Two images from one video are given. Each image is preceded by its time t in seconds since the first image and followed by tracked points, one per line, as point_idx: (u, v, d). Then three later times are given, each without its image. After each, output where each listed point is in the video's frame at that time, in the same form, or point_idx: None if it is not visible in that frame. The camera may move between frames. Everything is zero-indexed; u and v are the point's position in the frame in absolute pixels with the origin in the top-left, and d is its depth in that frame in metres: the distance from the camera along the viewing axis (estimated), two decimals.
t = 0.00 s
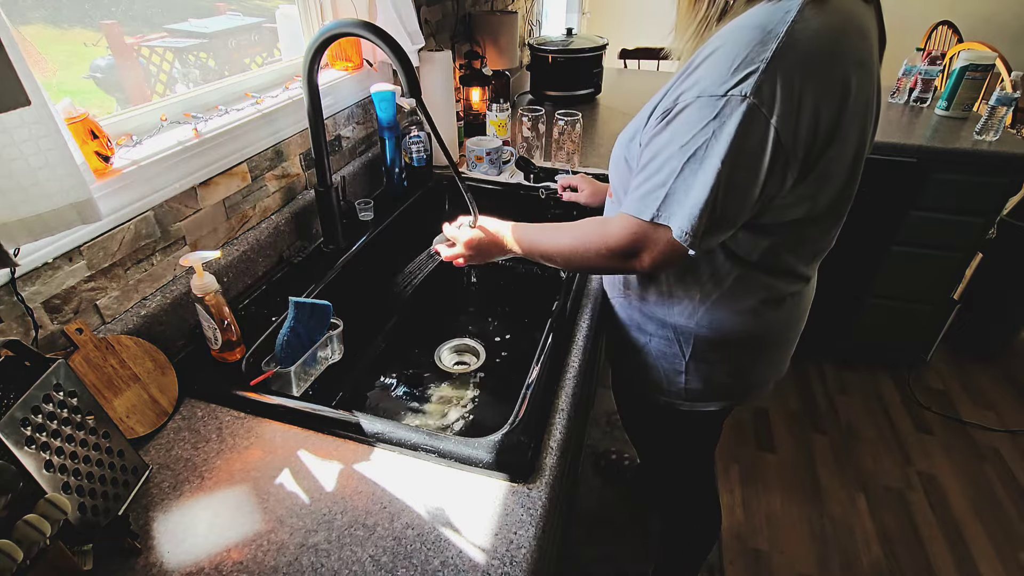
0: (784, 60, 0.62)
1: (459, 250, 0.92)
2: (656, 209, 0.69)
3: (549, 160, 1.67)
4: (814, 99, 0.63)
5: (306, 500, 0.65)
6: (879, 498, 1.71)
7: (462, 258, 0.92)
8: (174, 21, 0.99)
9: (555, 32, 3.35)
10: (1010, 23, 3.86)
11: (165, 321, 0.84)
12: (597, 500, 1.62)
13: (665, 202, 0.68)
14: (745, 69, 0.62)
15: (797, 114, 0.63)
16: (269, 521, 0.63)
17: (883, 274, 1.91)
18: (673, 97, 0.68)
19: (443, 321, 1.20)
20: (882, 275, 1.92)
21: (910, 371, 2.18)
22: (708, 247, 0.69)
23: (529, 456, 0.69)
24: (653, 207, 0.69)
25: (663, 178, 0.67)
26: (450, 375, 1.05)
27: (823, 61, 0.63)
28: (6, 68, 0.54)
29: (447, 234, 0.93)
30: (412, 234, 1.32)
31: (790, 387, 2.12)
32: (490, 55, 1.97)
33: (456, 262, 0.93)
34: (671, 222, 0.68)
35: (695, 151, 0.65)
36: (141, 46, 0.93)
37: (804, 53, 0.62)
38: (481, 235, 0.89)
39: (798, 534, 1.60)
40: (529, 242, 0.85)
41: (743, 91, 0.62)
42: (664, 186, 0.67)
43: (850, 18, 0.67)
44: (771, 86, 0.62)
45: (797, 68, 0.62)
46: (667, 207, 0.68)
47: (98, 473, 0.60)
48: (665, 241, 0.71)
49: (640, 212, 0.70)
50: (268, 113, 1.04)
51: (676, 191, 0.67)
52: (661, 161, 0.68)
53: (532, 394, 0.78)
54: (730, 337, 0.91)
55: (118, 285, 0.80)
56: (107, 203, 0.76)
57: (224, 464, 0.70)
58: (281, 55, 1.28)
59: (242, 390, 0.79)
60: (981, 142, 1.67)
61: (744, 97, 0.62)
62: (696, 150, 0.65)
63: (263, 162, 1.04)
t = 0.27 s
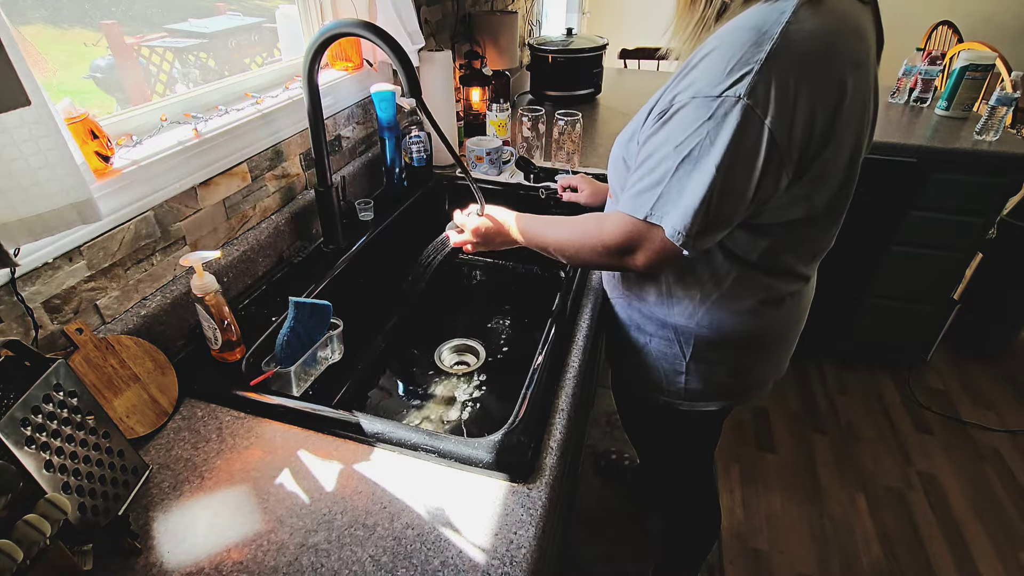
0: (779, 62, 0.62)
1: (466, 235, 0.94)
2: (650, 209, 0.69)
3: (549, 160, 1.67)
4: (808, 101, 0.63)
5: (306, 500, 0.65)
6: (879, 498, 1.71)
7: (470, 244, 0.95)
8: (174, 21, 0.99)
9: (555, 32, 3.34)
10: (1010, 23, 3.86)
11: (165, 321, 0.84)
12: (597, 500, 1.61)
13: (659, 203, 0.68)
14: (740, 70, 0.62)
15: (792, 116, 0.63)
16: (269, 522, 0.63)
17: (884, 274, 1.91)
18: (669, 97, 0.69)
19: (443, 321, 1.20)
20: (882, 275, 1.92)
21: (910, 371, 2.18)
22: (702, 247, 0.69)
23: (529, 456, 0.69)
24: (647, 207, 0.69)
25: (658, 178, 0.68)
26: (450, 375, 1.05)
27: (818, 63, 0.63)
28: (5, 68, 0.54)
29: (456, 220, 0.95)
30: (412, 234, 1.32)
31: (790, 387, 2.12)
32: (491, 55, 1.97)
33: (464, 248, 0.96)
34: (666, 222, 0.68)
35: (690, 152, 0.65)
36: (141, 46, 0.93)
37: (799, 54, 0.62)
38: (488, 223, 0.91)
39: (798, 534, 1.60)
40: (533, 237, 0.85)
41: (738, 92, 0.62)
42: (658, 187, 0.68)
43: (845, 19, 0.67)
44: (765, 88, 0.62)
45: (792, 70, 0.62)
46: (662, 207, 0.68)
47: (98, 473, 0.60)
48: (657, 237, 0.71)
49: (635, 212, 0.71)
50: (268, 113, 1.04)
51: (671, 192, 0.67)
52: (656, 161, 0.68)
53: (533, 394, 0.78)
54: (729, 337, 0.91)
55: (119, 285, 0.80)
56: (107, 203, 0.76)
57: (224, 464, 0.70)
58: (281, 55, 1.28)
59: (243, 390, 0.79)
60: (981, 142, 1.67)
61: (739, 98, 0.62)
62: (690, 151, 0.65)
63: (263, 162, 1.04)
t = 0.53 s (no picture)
0: (770, 62, 0.62)
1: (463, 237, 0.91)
2: (643, 208, 0.69)
3: (549, 160, 1.67)
4: (800, 100, 0.63)
5: (306, 500, 0.65)
6: (879, 498, 1.71)
7: (465, 246, 0.91)
8: (174, 21, 0.99)
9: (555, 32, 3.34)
10: (1010, 23, 3.86)
11: (165, 321, 0.84)
12: (597, 500, 1.61)
13: (652, 202, 0.68)
14: (731, 70, 0.62)
15: (784, 115, 0.63)
16: (269, 522, 0.63)
17: (884, 274, 1.91)
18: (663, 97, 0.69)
19: (443, 321, 1.20)
20: (882, 275, 1.92)
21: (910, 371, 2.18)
22: (695, 247, 0.69)
23: (529, 456, 0.69)
24: (640, 206, 0.69)
25: (651, 177, 0.68)
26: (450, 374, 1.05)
27: (810, 63, 0.63)
28: (6, 68, 0.54)
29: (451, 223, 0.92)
30: (412, 234, 1.32)
31: (790, 387, 2.12)
32: (491, 55, 1.97)
33: (460, 251, 0.92)
34: (658, 221, 0.68)
35: (682, 151, 0.65)
36: (141, 46, 0.93)
37: (791, 54, 0.62)
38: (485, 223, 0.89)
39: (798, 534, 1.60)
40: (534, 234, 0.85)
41: (730, 92, 0.62)
42: (651, 186, 0.68)
43: (838, 19, 0.67)
44: (757, 87, 0.62)
45: (784, 70, 0.62)
46: (654, 206, 0.68)
47: (98, 473, 0.60)
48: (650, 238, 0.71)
49: (628, 211, 0.71)
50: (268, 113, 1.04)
51: (664, 191, 0.67)
52: (650, 161, 0.68)
53: (532, 394, 0.78)
54: (726, 337, 0.91)
55: (118, 285, 0.80)
56: (107, 203, 0.76)
57: (224, 464, 0.70)
58: (281, 55, 1.28)
59: (243, 390, 0.79)
60: (981, 142, 1.67)
61: (731, 97, 0.62)
62: (683, 150, 0.65)
63: (263, 162, 1.04)
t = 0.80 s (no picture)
0: (763, 61, 0.62)
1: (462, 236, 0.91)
2: (638, 207, 0.69)
3: (549, 160, 1.67)
4: (794, 99, 0.63)
5: (306, 500, 0.65)
6: (879, 498, 1.71)
7: (463, 245, 0.91)
8: (174, 21, 0.99)
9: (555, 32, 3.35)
10: (1010, 23, 3.86)
11: (165, 321, 0.84)
12: (597, 500, 1.62)
13: (647, 201, 0.68)
14: (724, 70, 0.62)
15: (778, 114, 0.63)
16: (269, 522, 0.63)
17: (883, 274, 1.91)
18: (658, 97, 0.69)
19: (443, 322, 1.20)
20: (882, 275, 1.92)
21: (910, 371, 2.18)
22: (690, 246, 0.69)
23: (529, 456, 0.69)
24: (635, 205, 0.70)
25: (645, 177, 0.68)
26: (450, 374, 1.05)
27: (804, 61, 0.63)
28: (6, 68, 0.54)
29: (450, 221, 0.92)
30: (412, 234, 1.32)
31: (791, 387, 2.12)
32: (490, 55, 1.97)
33: (457, 250, 0.92)
34: (654, 220, 0.68)
35: (676, 150, 0.65)
36: (141, 46, 0.93)
37: (784, 52, 0.62)
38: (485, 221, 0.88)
39: (798, 534, 1.60)
40: (532, 232, 0.85)
41: (723, 92, 0.62)
42: (645, 185, 0.68)
43: (832, 18, 0.66)
44: (751, 86, 0.62)
45: (777, 69, 0.62)
46: (650, 205, 0.68)
47: (98, 473, 0.60)
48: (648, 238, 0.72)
49: (624, 210, 0.71)
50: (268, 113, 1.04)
51: (658, 190, 0.67)
52: (644, 160, 0.69)
53: (532, 394, 0.78)
54: (725, 338, 0.91)
55: (119, 285, 0.80)
56: (107, 203, 0.76)
57: (224, 464, 0.70)
58: (281, 55, 1.28)
59: (243, 390, 0.79)
60: (981, 142, 1.67)
61: (724, 97, 0.62)
62: (677, 149, 0.65)
63: (263, 162, 1.04)
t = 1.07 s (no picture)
0: (755, 59, 0.62)
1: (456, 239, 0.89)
2: (631, 204, 0.70)
3: (549, 160, 1.67)
4: (786, 98, 0.63)
5: (305, 500, 0.65)
6: (879, 498, 1.71)
7: (458, 249, 0.89)
8: (174, 21, 0.99)
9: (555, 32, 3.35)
10: (1010, 23, 3.86)
11: (165, 321, 0.84)
12: (597, 500, 1.62)
13: (640, 198, 0.69)
14: (716, 67, 0.62)
15: (769, 113, 0.63)
16: (268, 522, 0.63)
17: (884, 274, 1.91)
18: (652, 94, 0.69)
19: (444, 322, 1.20)
20: (882, 275, 1.92)
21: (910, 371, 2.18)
22: (683, 244, 0.69)
23: (529, 456, 0.69)
24: (628, 202, 0.70)
25: (638, 174, 0.68)
26: (450, 374, 1.05)
27: (796, 59, 0.63)
28: (6, 68, 0.54)
29: (445, 225, 0.90)
30: (412, 234, 1.32)
31: (791, 387, 2.12)
32: (490, 55, 1.97)
33: (452, 254, 0.90)
34: (646, 218, 0.68)
35: (669, 148, 0.65)
36: (141, 46, 0.93)
37: (776, 51, 0.62)
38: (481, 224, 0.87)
39: (798, 534, 1.60)
40: (529, 233, 0.84)
41: (715, 90, 0.62)
42: (638, 182, 0.68)
43: (826, 17, 0.66)
44: (742, 84, 0.62)
45: (769, 67, 0.62)
46: (642, 202, 0.68)
47: (98, 473, 0.60)
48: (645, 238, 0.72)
49: (617, 207, 0.72)
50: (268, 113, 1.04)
51: (651, 188, 0.67)
52: (638, 157, 0.69)
53: (533, 394, 0.78)
54: (724, 337, 0.91)
55: (119, 285, 0.80)
56: (107, 203, 0.76)
57: (224, 464, 0.70)
58: (281, 55, 1.28)
59: (242, 390, 0.79)
60: (981, 142, 1.67)
61: (716, 95, 0.62)
62: (669, 147, 0.65)
63: (263, 162, 1.04)
